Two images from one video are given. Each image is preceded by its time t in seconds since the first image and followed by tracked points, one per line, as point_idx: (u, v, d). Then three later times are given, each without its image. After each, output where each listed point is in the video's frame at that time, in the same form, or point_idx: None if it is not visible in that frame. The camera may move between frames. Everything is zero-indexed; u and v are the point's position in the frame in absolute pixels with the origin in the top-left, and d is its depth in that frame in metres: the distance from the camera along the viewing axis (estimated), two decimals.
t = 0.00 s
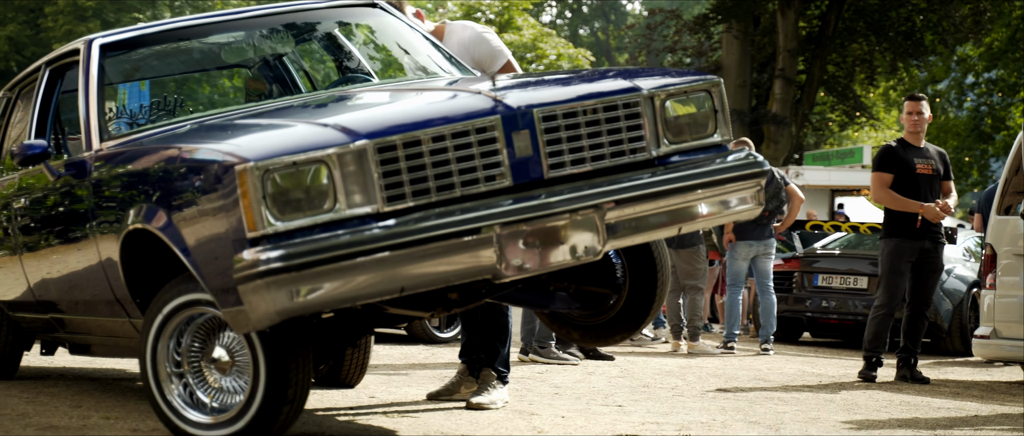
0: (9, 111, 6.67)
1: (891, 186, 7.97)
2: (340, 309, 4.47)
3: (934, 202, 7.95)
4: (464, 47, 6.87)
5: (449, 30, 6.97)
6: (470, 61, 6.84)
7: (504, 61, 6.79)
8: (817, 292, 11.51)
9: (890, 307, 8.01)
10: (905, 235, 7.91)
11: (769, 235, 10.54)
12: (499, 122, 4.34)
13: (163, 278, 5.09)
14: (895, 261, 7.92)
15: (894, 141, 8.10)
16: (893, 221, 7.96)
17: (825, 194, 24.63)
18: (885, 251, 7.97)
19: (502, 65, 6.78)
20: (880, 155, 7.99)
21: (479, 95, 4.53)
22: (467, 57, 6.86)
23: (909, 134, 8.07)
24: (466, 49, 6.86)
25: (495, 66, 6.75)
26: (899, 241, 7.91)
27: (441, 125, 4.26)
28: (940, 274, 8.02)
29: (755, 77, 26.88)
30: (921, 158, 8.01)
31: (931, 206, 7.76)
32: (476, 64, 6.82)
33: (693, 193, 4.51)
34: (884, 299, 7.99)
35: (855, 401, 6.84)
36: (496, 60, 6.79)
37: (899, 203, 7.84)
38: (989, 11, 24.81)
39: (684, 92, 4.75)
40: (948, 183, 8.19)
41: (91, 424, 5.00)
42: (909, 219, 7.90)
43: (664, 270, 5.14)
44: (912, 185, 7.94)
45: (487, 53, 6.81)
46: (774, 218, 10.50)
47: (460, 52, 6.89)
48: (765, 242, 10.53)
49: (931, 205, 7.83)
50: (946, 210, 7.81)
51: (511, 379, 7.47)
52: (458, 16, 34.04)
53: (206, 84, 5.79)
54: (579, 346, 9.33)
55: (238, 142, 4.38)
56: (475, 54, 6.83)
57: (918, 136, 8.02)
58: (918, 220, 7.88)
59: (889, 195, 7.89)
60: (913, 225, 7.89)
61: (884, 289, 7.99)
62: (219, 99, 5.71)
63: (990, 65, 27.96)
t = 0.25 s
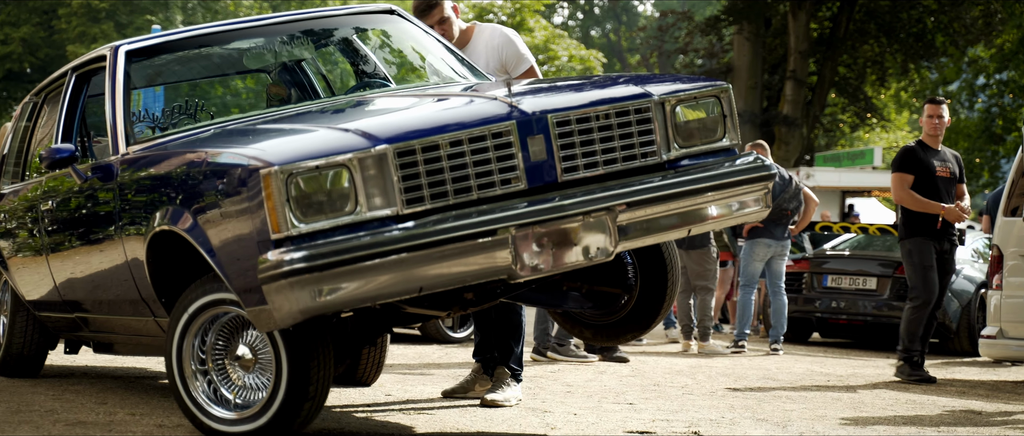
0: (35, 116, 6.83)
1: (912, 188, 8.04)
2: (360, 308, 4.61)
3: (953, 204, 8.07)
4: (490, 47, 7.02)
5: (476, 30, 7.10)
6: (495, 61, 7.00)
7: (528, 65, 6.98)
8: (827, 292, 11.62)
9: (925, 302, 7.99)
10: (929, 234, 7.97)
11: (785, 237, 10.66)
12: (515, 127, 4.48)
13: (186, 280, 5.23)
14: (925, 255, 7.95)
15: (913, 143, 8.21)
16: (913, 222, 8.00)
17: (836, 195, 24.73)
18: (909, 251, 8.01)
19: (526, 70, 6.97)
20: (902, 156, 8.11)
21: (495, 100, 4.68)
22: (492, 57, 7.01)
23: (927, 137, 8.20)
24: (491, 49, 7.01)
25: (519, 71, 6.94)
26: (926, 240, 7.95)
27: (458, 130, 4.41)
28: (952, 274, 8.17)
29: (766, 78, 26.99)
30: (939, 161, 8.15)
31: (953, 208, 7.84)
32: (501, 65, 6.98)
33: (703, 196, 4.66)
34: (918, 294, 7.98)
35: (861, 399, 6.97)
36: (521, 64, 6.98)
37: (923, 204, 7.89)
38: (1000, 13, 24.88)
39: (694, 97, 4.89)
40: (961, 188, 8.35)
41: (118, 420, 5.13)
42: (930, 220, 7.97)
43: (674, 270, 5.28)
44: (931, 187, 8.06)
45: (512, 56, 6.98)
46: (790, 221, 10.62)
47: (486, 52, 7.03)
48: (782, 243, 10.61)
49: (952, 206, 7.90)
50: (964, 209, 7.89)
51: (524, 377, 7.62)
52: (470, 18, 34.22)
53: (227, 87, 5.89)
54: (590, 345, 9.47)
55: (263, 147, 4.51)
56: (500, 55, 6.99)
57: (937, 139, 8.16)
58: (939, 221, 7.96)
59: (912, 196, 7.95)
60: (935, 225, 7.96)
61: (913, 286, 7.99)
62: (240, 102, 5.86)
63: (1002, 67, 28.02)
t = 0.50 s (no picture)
0: (56, 121, 7.00)
1: (931, 191, 8.12)
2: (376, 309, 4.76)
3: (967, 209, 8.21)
4: (511, 53, 7.12)
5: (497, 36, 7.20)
6: (514, 68, 7.10)
7: (545, 75, 7.10)
8: (833, 294, 11.73)
9: (956, 302, 7.97)
10: (950, 236, 8.04)
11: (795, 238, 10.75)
12: (526, 134, 4.63)
13: (207, 281, 5.42)
14: (950, 254, 8.00)
15: (930, 146, 8.31)
16: (933, 225, 8.06)
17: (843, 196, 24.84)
18: (933, 252, 8.04)
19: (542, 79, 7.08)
20: (920, 159, 8.19)
21: (506, 108, 4.82)
22: (512, 63, 7.11)
23: (945, 141, 8.30)
24: (512, 55, 7.11)
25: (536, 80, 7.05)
26: (948, 241, 8.01)
27: (472, 137, 4.56)
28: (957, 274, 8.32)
29: (774, 80, 27.10)
30: (956, 166, 8.27)
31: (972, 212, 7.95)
32: (519, 72, 7.10)
33: (708, 200, 4.81)
34: (951, 295, 7.94)
35: (866, 399, 7.10)
36: (539, 73, 7.09)
37: (944, 208, 7.99)
38: (1008, 15, 24.93)
39: (700, 104, 5.05)
40: (971, 194, 8.50)
41: (141, 417, 5.28)
42: (948, 224, 8.06)
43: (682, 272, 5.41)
44: (949, 191, 8.17)
45: (531, 64, 7.08)
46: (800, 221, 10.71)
47: (507, 57, 7.13)
48: (792, 243, 10.75)
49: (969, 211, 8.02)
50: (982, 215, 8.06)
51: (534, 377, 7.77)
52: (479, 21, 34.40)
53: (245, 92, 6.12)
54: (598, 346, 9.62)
55: (283, 153, 4.65)
56: (519, 62, 7.10)
57: (955, 145, 8.28)
58: (956, 225, 8.05)
59: (933, 200, 8.01)
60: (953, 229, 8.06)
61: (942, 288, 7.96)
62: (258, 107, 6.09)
63: (1009, 68, 28.09)
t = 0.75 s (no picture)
0: (79, 126, 7.18)
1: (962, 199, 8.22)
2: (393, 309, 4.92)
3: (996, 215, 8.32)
4: (535, 59, 7.30)
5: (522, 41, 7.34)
6: (538, 73, 7.29)
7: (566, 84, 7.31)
8: (839, 295, 11.87)
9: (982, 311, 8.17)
10: (979, 243, 8.19)
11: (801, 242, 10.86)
12: (539, 140, 4.79)
13: (229, 283, 5.60)
14: (981, 262, 8.15)
15: (957, 154, 8.41)
16: (963, 233, 8.19)
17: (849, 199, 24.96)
18: (965, 259, 8.17)
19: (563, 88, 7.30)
20: (949, 166, 8.26)
21: (519, 115, 4.98)
22: (535, 68, 7.30)
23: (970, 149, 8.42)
24: (536, 61, 7.29)
25: (558, 88, 7.27)
26: (979, 249, 8.17)
27: (486, 143, 4.71)
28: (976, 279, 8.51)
29: (780, 82, 27.23)
30: (983, 173, 8.37)
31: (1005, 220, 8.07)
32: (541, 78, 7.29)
33: (715, 205, 4.97)
34: (977, 303, 8.14)
35: (869, 398, 7.24)
36: (559, 82, 7.31)
37: (977, 217, 8.07)
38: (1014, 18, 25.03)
39: (707, 112, 5.22)
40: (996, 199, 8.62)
41: (164, 415, 5.44)
42: (979, 232, 8.18)
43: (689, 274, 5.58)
44: (978, 198, 8.26)
45: (553, 71, 7.29)
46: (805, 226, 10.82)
47: (530, 62, 7.30)
48: (797, 247, 10.85)
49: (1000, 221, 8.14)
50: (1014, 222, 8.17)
51: (544, 377, 7.92)
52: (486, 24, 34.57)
53: (259, 96, 6.19)
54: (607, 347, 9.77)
55: (302, 159, 4.79)
56: (542, 69, 7.29)
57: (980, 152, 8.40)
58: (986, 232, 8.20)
59: (965, 208, 8.11)
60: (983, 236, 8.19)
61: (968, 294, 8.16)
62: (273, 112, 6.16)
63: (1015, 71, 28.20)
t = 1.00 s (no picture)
0: (102, 132, 7.35)
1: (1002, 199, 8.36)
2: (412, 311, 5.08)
3: None
4: (565, 65, 7.43)
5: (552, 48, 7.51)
6: (567, 78, 7.41)
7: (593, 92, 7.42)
8: (844, 297, 12.04)
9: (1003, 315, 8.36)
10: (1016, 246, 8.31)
11: (807, 244, 10.97)
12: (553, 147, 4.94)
13: (252, 284, 5.77)
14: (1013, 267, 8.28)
15: (991, 155, 8.54)
16: (1000, 234, 8.33)
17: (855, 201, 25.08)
18: (999, 261, 8.31)
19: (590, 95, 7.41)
20: (985, 168, 8.43)
21: (533, 122, 5.13)
22: (564, 74, 7.42)
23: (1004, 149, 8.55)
24: (565, 67, 7.43)
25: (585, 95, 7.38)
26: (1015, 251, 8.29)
27: (502, 150, 4.87)
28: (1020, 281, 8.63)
29: (786, 85, 27.35)
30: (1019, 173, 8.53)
31: None
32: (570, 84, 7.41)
33: (723, 210, 5.13)
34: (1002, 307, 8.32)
35: (875, 399, 7.38)
36: (586, 90, 7.41)
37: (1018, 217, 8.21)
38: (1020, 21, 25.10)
39: (716, 119, 5.38)
40: None
41: (188, 413, 5.60)
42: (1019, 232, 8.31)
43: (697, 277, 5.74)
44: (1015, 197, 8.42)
45: (582, 79, 7.41)
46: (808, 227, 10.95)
47: (560, 68, 7.44)
48: (802, 249, 10.97)
49: None
50: None
51: (556, 377, 8.07)
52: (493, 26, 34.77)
53: (276, 101, 6.33)
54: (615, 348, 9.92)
55: (324, 165, 4.94)
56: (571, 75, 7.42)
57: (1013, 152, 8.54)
58: None
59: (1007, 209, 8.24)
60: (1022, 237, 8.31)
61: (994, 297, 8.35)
62: (286, 116, 6.26)
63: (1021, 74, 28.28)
